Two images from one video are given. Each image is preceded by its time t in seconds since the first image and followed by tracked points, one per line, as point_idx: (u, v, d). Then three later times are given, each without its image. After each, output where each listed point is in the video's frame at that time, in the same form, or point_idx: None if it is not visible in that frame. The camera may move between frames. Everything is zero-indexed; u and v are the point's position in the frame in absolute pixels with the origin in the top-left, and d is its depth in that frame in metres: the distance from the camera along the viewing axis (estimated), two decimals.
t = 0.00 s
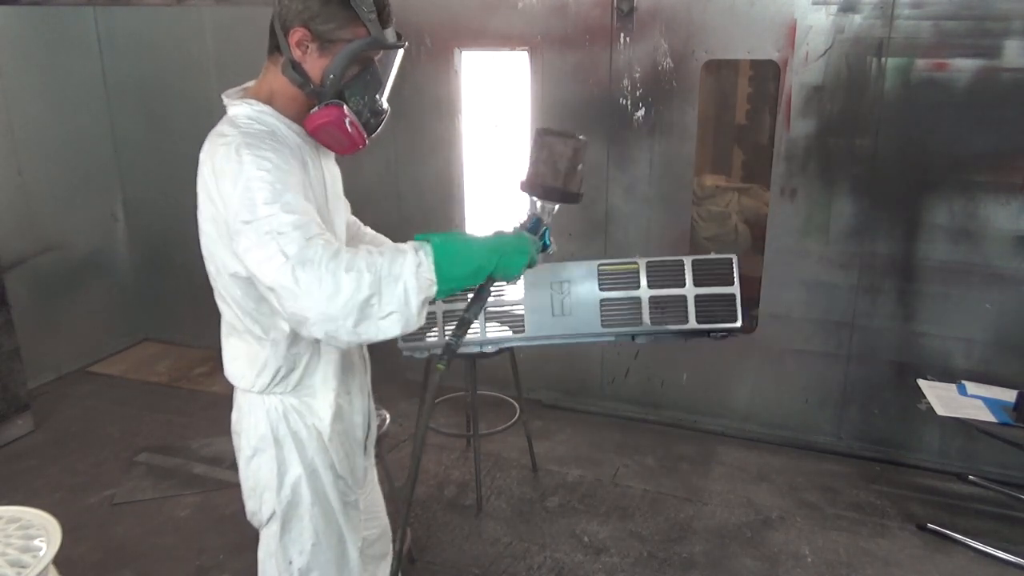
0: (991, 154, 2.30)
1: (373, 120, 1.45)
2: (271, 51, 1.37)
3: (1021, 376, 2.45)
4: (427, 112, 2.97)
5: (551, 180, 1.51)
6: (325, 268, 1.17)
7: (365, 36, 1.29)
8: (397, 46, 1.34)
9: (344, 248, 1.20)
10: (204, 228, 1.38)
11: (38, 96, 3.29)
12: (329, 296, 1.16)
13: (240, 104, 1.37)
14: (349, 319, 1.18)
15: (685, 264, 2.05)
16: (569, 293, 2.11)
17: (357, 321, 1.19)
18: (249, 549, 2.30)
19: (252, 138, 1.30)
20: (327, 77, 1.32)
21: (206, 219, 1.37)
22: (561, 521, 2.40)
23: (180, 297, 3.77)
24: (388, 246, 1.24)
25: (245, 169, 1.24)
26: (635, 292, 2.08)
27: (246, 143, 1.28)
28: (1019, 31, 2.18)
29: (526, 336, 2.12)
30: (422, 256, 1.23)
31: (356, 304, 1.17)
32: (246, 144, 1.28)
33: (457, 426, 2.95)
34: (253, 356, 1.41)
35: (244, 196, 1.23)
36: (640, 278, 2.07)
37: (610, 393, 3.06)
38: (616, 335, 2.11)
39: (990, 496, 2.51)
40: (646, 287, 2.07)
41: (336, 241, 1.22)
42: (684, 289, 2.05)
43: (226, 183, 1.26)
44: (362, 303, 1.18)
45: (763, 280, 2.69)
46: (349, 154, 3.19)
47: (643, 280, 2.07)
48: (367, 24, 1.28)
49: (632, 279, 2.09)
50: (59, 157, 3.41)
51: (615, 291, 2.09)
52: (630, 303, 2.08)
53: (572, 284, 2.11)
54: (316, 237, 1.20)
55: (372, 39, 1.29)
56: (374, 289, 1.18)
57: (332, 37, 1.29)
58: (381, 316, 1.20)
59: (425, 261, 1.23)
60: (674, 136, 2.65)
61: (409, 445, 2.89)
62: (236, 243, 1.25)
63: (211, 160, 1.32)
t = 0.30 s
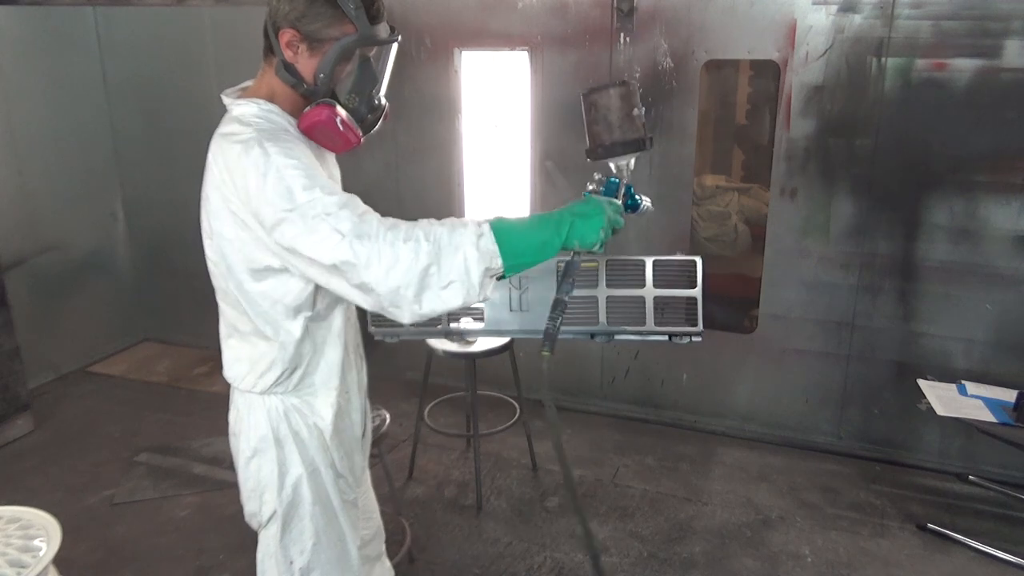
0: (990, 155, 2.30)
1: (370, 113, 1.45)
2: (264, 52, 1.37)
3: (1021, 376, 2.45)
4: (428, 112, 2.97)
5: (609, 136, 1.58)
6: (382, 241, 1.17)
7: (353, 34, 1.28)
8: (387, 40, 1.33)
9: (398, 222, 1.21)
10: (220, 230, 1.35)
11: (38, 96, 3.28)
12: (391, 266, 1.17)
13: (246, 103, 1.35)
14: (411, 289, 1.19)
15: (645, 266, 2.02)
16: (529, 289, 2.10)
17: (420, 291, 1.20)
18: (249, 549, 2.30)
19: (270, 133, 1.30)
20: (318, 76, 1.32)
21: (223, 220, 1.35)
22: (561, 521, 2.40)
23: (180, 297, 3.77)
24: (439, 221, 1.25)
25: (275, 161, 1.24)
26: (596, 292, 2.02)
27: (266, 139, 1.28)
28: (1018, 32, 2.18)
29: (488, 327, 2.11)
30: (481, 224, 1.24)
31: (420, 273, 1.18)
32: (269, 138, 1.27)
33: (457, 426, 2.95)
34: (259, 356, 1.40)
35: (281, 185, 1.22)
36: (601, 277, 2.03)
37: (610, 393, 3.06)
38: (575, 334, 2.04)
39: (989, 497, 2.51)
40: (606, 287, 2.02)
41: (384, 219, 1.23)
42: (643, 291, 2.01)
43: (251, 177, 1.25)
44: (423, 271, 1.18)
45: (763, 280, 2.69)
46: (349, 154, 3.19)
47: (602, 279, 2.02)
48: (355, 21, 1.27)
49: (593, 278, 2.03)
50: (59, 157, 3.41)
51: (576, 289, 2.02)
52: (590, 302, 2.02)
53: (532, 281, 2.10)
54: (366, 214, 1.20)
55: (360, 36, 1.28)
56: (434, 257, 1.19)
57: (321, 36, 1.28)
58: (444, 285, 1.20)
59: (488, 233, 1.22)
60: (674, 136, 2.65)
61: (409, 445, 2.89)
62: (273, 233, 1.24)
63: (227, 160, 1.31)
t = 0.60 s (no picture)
0: (990, 155, 2.30)
1: (373, 115, 1.44)
2: (270, 51, 1.37)
3: (1021, 376, 2.45)
4: (428, 112, 2.97)
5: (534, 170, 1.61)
6: (311, 276, 1.16)
7: (359, 34, 1.28)
8: (393, 41, 1.32)
9: (332, 255, 1.20)
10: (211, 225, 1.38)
11: (38, 96, 3.28)
12: (314, 304, 1.16)
13: (250, 103, 1.34)
14: (333, 327, 1.18)
15: (635, 266, 1.87)
16: (518, 289, 1.95)
17: (343, 328, 1.19)
18: (249, 549, 2.30)
19: (268, 137, 1.29)
20: (323, 76, 1.32)
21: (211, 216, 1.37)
22: (561, 521, 2.40)
23: (180, 297, 3.77)
24: (374, 252, 1.24)
25: (250, 172, 1.24)
26: (584, 293, 1.90)
27: (257, 144, 1.27)
28: (1018, 32, 2.19)
29: (482, 323, 2.02)
30: (405, 260, 1.23)
31: (341, 313, 1.17)
32: (257, 145, 1.26)
33: (457, 426, 2.95)
34: (263, 356, 1.40)
35: (247, 199, 1.23)
36: (589, 279, 1.88)
37: (610, 393, 3.06)
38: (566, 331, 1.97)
39: (990, 496, 2.51)
40: (595, 289, 1.89)
41: (327, 248, 1.22)
42: (633, 292, 1.88)
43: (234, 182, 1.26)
44: (345, 311, 1.18)
45: (763, 280, 2.69)
46: (348, 154, 3.19)
47: (591, 281, 1.88)
48: (360, 21, 1.27)
49: (582, 278, 1.90)
50: (59, 158, 3.41)
51: (563, 292, 1.91)
52: (578, 304, 1.92)
53: (522, 280, 1.93)
54: (308, 244, 1.20)
55: (365, 36, 1.27)
56: (357, 298, 1.18)
57: (327, 36, 1.28)
58: (365, 324, 1.20)
59: (409, 265, 1.23)
60: (674, 136, 2.65)
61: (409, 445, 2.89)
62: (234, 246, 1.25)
63: (221, 158, 1.31)
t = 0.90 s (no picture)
0: (990, 155, 2.30)
1: (371, 118, 1.43)
2: (268, 51, 1.37)
3: (1021, 376, 2.45)
4: (427, 112, 2.97)
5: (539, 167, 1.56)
6: (313, 274, 1.16)
7: (356, 36, 1.28)
8: (391, 45, 1.32)
9: (333, 253, 1.19)
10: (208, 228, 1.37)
11: (38, 96, 3.28)
12: (319, 302, 1.16)
13: (247, 104, 1.34)
14: (339, 325, 1.18)
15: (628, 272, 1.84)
16: (512, 290, 1.97)
17: (349, 325, 1.19)
18: (249, 549, 2.30)
19: (263, 138, 1.28)
20: (319, 78, 1.32)
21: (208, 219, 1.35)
22: (561, 521, 2.40)
23: (179, 296, 3.77)
24: (372, 246, 1.24)
25: (247, 174, 1.23)
26: (577, 296, 1.90)
27: (253, 146, 1.26)
28: (1018, 32, 2.19)
29: (478, 323, 2.07)
30: (406, 254, 1.24)
31: (346, 309, 1.17)
32: (253, 146, 1.26)
33: (457, 426, 2.95)
34: (262, 356, 1.39)
35: (245, 199, 1.22)
36: (582, 283, 1.88)
37: (609, 393, 3.06)
38: (561, 332, 1.97)
39: (989, 496, 2.51)
40: (588, 293, 1.88)
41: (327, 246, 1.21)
42: (626, 296, 1.87)
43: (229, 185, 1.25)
44: (350, 306, 1.18)
45: (763, 280, 2.69)
46: (348, 154, 3.19)
47: (584, 285, 1.88)
48: (357, 24, 1.27)
49: (575, 282, 1.90)
50: (58, 157, 3.40)
51: (555, 294, 1.92)
52: (572, 306, 1.92)
53: (516, 282, 1.96)
54: (308, 243, 1.19)
55: (362, 39, 1.27)
56: (361, 293, 1.19)
57: (324, 38, 1.28)
58: (370, 319, 1.20)
59: (410, 258, 1.24)
60: (674, 136, 2.65)
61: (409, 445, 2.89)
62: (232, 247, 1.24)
63: (217, 162, 1.30)
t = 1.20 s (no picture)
0: (990, 155, 2.30)
1: (371, 120, 1.43)
2: (268, 52, 1.36)
3: (1021, 376, 2.46)
4: (427, 112, 2.97)
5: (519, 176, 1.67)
6: (294, 293, 1.17)
7: (358, 39, 1.28)
8: (393, 47, 1.33)
9: (316, 270, 1.20)
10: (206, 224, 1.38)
11: (37, 96, 3.28)
12: (296, 321, 1.17)
13: (247, 105, 1.34)
14: (316, 343, 1.20)
15: (625, 270, 1.83)
16: (509, 287, 1.95)
17: (325, 343, 1.21)
18: (249, 549, 2.30)
19: (263, 143, 1.27)
20: (321, 80, 1.32)
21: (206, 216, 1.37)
22: (561, 521, 2.40)
23: (179, 296, 3.77)
24: (353, 262, 1.24)
25: (241, 181, 1.23)
26: (575, 295, 1.89)
27: (249, 150, 1.25)
28: (1018, 32, 2.19)
29: (474, 319, 2.05)
30: (383, 273, 1.24)
31: (323, 330, 1.19)
32: (250, 151, 1.25)
33: (457, 426, 2.95)
34: (263, 357, 1.40)
35: (236, 209, 1.22)
36: (579, 280, 1.87)
37: (609, 393, 3.06)
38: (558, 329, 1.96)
39: (989, 496, 2.51)
40: (585, 290, 1.87)
41: (312, 261, 1.22)
42: (623, 295, 1.85)
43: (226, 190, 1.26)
44: (328, 327, 1.19)
45: (763, 280, 2.69)
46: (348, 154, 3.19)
47: (582, 283, 1.87)
48: (360, 27, 1.27)
49: (573, 280, 1.88)
50: (58, 157, 3.40)
51: (554, 292, 1.91)
52: (570, 304, 1.90)
53: (513, 279, 1.93)
54: (293, 258, 1.20)
55: (364, 42, 1.28)
56: (340, 313, 1.19)
57: (325, 40, 1.28)
58: (347, 338, 1.22)
59: (387, 277, 1.23)
60: (674, 136, 2.65)
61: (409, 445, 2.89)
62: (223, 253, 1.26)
63: (215, 162, 1.30)
